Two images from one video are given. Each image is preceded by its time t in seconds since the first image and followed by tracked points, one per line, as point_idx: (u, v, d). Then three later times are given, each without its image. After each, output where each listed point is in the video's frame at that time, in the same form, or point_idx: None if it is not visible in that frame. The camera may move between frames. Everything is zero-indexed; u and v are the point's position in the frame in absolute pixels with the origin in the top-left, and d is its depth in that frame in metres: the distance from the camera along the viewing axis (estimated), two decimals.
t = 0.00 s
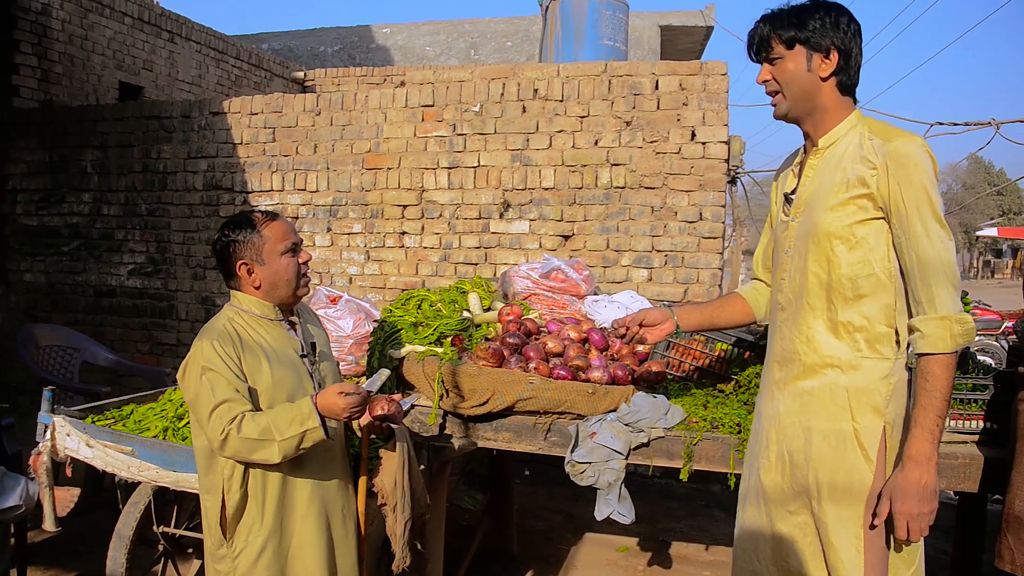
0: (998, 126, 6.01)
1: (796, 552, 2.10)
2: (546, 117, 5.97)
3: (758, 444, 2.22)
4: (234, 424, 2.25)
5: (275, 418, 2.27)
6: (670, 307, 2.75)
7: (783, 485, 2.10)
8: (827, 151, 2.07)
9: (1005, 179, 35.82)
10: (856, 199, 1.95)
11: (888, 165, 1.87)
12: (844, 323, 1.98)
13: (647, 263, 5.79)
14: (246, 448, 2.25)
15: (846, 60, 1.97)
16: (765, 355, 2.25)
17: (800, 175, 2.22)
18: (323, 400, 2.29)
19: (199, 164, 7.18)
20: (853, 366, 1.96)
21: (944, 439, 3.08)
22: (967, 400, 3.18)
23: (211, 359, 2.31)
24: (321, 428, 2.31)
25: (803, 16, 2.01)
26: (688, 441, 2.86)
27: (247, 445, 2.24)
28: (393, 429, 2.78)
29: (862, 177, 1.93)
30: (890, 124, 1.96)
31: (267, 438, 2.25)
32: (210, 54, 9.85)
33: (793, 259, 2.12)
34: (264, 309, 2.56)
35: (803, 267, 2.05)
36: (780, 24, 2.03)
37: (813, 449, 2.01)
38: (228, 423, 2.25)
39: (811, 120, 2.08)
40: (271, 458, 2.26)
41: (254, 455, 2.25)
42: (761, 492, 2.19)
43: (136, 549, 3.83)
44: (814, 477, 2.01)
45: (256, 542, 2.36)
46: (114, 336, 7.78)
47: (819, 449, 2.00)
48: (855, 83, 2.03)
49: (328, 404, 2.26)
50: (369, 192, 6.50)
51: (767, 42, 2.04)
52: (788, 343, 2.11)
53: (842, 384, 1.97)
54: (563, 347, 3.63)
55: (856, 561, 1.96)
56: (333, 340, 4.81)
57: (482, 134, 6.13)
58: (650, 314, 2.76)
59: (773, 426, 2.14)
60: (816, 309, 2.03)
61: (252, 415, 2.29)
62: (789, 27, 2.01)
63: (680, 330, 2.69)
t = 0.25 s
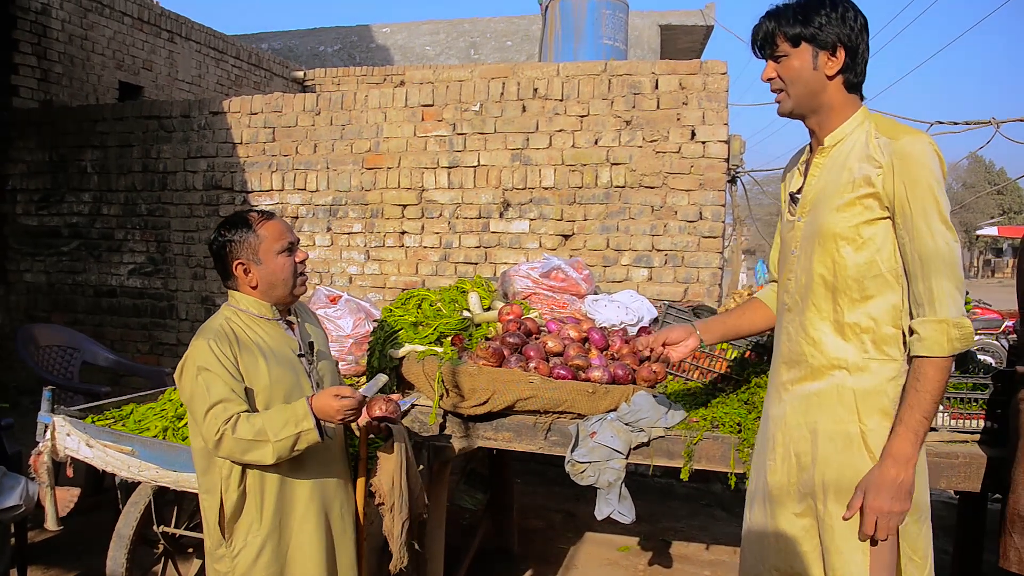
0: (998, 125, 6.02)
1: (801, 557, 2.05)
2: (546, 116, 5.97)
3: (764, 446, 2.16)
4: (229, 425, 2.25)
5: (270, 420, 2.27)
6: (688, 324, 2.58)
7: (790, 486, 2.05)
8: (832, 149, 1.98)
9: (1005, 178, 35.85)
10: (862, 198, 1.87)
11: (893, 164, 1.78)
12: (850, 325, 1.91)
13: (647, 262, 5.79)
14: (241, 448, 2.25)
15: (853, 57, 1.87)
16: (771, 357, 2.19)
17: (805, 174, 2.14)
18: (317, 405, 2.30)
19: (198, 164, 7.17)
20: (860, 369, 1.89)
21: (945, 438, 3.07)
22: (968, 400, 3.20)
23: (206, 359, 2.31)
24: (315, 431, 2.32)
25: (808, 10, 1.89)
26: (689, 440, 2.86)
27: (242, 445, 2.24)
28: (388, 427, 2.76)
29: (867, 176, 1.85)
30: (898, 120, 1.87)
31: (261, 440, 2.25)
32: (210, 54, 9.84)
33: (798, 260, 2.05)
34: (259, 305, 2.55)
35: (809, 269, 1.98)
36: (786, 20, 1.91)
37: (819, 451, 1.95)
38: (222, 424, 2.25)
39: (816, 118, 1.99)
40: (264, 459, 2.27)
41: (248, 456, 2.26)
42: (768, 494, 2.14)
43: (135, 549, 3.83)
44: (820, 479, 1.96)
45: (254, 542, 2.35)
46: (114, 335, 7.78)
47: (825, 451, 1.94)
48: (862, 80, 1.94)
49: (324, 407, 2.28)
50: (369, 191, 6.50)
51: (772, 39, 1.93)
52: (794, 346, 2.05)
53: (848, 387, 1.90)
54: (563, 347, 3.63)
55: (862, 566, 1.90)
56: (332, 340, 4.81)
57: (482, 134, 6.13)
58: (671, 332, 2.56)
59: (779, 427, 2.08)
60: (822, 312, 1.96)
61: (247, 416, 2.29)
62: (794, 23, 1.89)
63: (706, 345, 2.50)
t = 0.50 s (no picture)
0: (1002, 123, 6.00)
1: (805, 558, 2.04)
2: (548, 115, 5.96)
3: (770, 447, 2.16)
4: (228, 423, 2.25)
5: (269, 421, 2.27)
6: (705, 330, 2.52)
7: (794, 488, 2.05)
8: (842, 147, 1.96)
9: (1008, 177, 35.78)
10: (869, 198, 1.85)
11: (900, 163, 1.77)
12: (856, 327, 1.90)
13: (649, 261, 5.78)
14: (240, 447, 2.25)
15: (863, 54, 1.86)
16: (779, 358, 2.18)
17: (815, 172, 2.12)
18: (321, 403, 2.30)
19: (200, 163, 7.18)
20: (866, 371, 1.88)
21: (947, 438, 3.08)
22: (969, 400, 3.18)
23: (205, 357, 2.31)
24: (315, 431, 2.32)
25: (815, 7, 1.88)
26: (691, 439, 2.86)
27: (241, 444, 2.25)
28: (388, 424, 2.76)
29: (874, 176, 1.83)
30: (908, 119, 1.85)
31: (261, 440, 2.25)
32: (212, 53, 9.84)
33: (806, 260, 2.04)
34: (260, 304, 2.55)
35: (815, 268, 1.97)
36: (792, 18, 1.91)
37: (823, 453, 1.95)
38: (222, 423, 2.25)
39: (826, 116, 1.98)
40: (263, 459, 2.27)
41: (247, 456, 2.26)
42: (772, 495, 2.14)
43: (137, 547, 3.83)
44: (824, 480, 1.95)
45: (253, 542, 2.35)
46: (116, 335, 7.79)
47: (829, 452, 1.94)
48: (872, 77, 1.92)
49: (325, 409, 2.28)
50: (371, 190, 6.50)
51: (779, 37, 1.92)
52: (802, 346, 2.04)
53: (854, 389, 1.90)
54: (565, 346, 3.63)
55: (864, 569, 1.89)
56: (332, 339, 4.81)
57: (484, 132, 6.13)
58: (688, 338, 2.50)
59: (785, 428, 2.08)
60: (830, 312, 1.95)
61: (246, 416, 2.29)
62: (801, 21, 1.88)
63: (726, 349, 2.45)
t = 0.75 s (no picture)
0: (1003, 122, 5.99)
1: (809, 560, 2.04)
2: (548, 113, 5.96)
3: (775, 448, 2.15)
4: (241, 417, 2.26)
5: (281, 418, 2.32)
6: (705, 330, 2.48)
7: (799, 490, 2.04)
8: (850, 145, 1.95)
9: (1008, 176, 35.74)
10: (878, 198, 1.84)
11: (911, 162, 1.76)
12: (865, 327, 1.89)
13: (649, 260, 5.78)
14: (250, 443, 2.25)
15: (869, 52, 1.85)
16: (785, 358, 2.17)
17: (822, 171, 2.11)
18: (335, 409, 2.42)
19: (200, 161, 7.17)
20: (875, 372, 1.87)
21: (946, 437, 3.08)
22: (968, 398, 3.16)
23: (208, 353, 2.31)
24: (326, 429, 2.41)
25: (818, 7, 1.88)
26: (691, 438, 2.86)
27: (249, 439, 2.25)
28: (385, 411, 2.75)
29: (884, 175, 1.82)
30: (918, 116, 1.84)
31: (273, 436, 2.29)
32: (212, 51, 9.83)
33: (814, 259, 2.02)
34: (258, 304, 2.55)
35: (824, 268, 1.96)
36: (795, 18, 1.90)
37: (830, 455, 1.95)
38: (229, 417, 2.24)
39: (833, 115, 1.97)
40: (272, 454, 2.30)
41: (256, 451, 2.27)
42: (776, 496, 2.13)
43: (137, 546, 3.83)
44: (831, 482, 1.95)
45: (252, 541, 2.35)
46: (116, 333, 7.79)
47: (836, 454, 1.93)
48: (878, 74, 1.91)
49: (340, 413, 2.41)
50: (371, 189, 6.50)
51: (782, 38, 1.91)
52: (809, 346, 2.03)
53: (863, 390, 1.89)
54: (565, 344, 3.63)
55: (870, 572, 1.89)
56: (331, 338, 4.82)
57: (484, 131, 6.12)
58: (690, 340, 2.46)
59: (790, 429, 2.08)
60: (838, 312, 1.94)
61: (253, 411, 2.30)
62: (805, 20, 1.88)
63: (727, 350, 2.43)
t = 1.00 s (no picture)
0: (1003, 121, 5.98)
1: (818, 564, 2.04)
2: (548, 112, 5.95)
3: (780, 452, 2.14)
4: (239, 413, 2.26)
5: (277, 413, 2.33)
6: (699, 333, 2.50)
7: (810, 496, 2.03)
8: (858, 146, 1.94)
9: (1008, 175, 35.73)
10: (889, 200, 1.84)
11: (923, 162, 1.76)
12: (876, 330, 1.88)
13: (649, 258, 5.77)
14: (248, 439, 2.25)
15: (875, 52, 1.84)
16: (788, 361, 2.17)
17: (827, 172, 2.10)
18: (333, 410, 2.42)
19: (200, 159, 7.16)
20: (887, 374, 1.87)
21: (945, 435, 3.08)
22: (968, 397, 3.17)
23: (204, 349, 2.31)
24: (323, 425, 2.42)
25: (825, 5, 1.87)
26: (691, 437, 2.85)
27: (247, 435, 2.25)
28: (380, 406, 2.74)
29: (895, 176, 1.82)
30: (925, 116, 1.84)
31: (271, 432, 2.30)
32: (212, 49, 9.82)
33: (822, 262, 2.02)
34: (255, 306, 2.52)
35: (833, 270, 1.95)
36: (802, 16, 1.90)
37: (843, 460, 1.94)
38: (226, 413, 2.24)
39: (839, 114, 1.96)
40: (269, 449, 2.30)
41: (253, 446, 2.27)
42: (781, 500, 2.12)
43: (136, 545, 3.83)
44: (844, 487, 1.94)
45: (251, 539, 2.35)
46: (115, 331, 7.78)
47: (849, 459, 1.93)
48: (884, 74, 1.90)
49: (337, 413, 2.42)
50: (370, 187, 6.49)
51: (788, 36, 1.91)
52: (815, 349, 2.03)
53: (875, 393, 1.88)
54: (564, 343, 3.62)
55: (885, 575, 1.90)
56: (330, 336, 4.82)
57: (484, 129, 6.12)
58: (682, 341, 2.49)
59: (797, 433, 2.06)
60: (848, 315, 1.94)
61: (250, 407, 2.30)
62: (811, 18, 1.87)
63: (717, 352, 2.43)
